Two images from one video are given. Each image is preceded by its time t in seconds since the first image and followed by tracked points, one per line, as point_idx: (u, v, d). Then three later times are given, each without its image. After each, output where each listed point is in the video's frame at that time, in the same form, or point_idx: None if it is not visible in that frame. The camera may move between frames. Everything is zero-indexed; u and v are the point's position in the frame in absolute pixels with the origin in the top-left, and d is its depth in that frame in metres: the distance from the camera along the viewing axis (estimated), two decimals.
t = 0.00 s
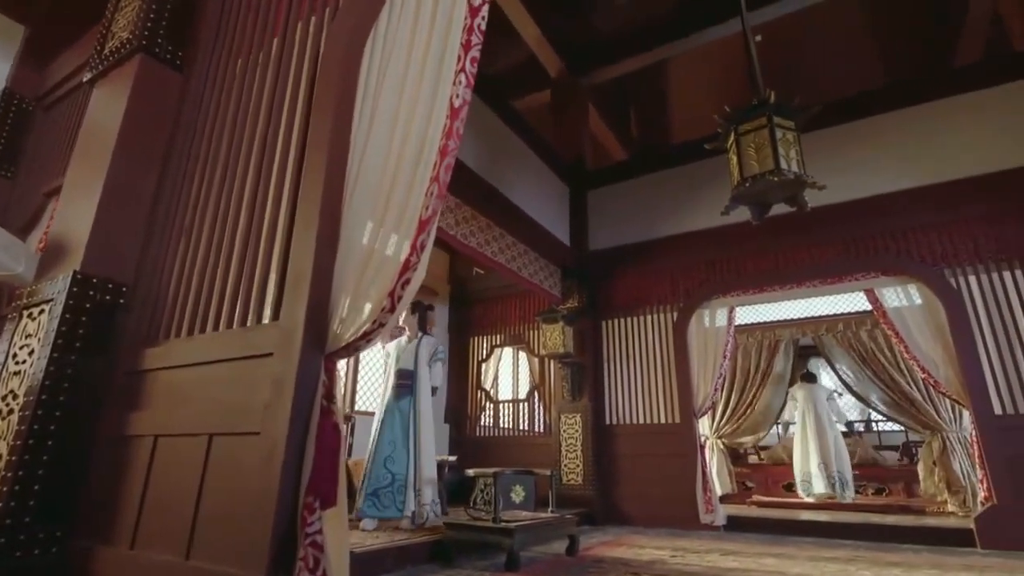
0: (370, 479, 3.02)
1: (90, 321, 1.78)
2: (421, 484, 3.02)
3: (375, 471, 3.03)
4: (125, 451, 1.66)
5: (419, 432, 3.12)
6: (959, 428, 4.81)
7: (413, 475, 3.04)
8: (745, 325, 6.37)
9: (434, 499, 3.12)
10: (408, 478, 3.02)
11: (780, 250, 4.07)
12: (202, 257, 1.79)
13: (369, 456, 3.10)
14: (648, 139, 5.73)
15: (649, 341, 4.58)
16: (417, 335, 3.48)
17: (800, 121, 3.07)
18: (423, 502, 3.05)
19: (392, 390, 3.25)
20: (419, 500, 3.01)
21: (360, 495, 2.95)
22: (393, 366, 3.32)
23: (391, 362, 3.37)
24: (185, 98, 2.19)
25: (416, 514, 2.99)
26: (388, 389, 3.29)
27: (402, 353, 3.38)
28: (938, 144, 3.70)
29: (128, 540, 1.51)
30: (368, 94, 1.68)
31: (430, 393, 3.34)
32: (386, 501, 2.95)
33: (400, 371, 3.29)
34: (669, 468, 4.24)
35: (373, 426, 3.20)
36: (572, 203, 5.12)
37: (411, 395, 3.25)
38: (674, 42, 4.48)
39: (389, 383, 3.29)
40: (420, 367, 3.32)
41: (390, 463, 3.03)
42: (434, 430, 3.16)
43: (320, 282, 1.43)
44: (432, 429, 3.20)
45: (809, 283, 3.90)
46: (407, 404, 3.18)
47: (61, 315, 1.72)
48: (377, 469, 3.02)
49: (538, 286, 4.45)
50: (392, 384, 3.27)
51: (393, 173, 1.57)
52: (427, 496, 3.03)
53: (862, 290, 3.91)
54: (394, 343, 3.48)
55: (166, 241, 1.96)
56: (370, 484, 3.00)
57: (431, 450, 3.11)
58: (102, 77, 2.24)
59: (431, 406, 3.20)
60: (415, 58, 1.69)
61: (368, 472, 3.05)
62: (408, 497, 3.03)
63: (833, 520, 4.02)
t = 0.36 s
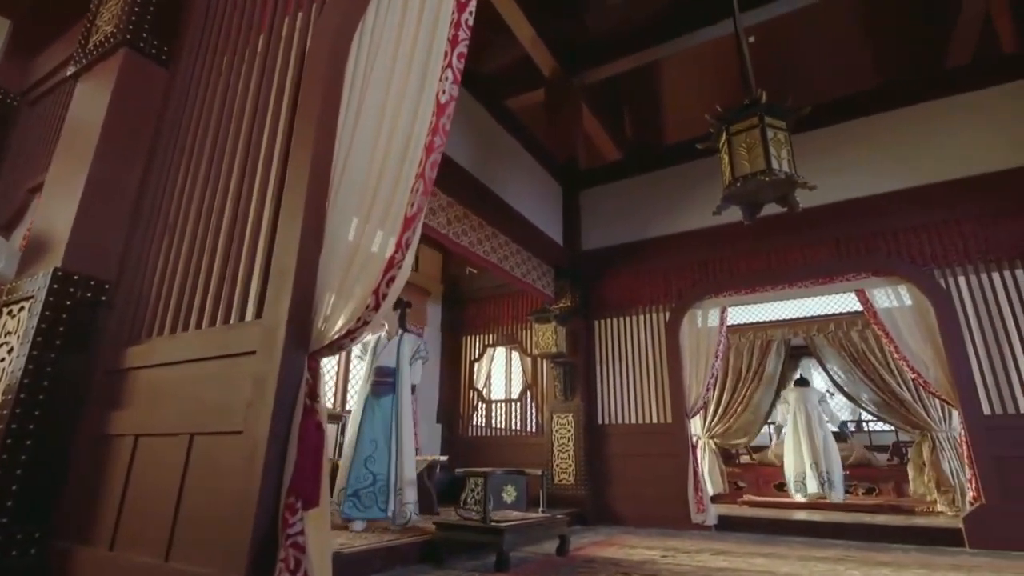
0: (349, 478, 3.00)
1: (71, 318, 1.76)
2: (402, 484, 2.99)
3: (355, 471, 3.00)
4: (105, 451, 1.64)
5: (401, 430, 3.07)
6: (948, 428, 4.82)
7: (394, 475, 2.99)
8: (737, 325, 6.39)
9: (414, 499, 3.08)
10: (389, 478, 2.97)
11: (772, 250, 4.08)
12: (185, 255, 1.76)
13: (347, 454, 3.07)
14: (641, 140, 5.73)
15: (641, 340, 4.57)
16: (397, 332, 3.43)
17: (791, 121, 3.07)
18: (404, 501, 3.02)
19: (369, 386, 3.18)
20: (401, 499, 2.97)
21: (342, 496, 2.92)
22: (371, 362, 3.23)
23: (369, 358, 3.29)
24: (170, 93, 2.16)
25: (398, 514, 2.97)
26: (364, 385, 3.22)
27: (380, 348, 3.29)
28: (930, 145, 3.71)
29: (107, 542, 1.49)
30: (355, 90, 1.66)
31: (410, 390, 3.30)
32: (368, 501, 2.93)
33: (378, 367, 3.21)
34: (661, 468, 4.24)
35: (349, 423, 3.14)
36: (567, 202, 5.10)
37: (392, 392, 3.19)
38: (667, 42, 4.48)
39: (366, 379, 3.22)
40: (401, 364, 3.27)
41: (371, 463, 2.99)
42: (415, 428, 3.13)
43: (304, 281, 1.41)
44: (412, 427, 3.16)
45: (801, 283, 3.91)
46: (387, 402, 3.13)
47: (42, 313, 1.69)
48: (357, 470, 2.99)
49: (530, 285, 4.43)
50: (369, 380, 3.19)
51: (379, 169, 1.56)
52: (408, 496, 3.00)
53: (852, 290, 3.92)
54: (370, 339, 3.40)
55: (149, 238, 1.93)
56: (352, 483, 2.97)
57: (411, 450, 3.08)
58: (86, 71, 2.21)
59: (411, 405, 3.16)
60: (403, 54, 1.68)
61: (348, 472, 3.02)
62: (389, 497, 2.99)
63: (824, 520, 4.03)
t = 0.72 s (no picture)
0: (336, 479, 2.87)
1: (53, 316, 1.73)
2: (395, 483, 3.00)
3: (347, 471, 2.89)
4: (86, 452, 1.61)
5: (390, 430, 3.09)
6: (940, 427, 4.81)
7: (387, 474, 2.98)
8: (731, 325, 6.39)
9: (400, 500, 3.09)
10: (384, 477, 2.96)
11: (766, 250, 4.08)
12: (169, 252, 1.74)
13: (332, 455, 2.92)
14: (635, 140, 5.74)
15: (635, 340, 4.57)
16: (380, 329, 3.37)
17: (783, 121, 3.07)
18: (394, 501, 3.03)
19: (355, 385, 3.10)
20: (394, 499, 2.99)
21: (335, 498, 2.80)
22: (356, 361, 3.16)
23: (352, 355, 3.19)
24: (156, 89, 2.14)
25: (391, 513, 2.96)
26: (348, 384, 3.12)
27: (364, 347, 3.23)
28: (922, 145, 3.72)
29: (87, 544, 1.46)
30: (342, 86, 1.64)
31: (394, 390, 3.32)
32: (362, 502, 2.86)
33: (365, 366, 3.16)
34: (654, 467, 4.23)
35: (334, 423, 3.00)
36: (561, 202, 5.11)
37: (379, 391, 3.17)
38: (661, 41, 4.48)
39: (351, 378, 3.12)
40: (387, 364, 3.27)
41: (364, 462, 2.92)
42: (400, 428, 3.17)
43: (288, 278, 1.39)
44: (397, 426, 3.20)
45: (794, 283, 3.91)
46: (375, 401, 3.08)
47: (23, 311, 1.67)
48: (349, 470, 2.88)
49: (523, 284, 4.41)
50: (355, 378, 3.11)
51: (365, 165, 1.54)
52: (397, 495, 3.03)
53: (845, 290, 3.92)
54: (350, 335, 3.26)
55: (134, 236, 1.90)
56: (343, 484, 2.87)
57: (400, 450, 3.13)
58: (71, 66, 2.19)
59: (398, 406, 3.19)
60: (390, 49, 1.66)
61: (339, 472, 2.88)
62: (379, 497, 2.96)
63: (816, 520, 4.03)
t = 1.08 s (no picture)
0: (340, 481, 2.80)
1: (38, 314, 1.72)
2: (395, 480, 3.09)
3: (354, 473, 2.87)
4: (69, 451, 1.59)
5: (387, 428, 3.13)
6: (936, 427, 4.87)
7: (389, 472, 3.05)
8: (727, 325, 6.39)
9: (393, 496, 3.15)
10: (388, 475, 3.03)
11: (760, 249, 4.08)
12: (155, 248, 1.72)
13: (334, 456, 2.81)
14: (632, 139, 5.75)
15: (631, 339, 4.55)
16: (369, 327, 3.30)
17: (778, 120, 3.06)
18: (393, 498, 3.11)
19: (352, 384, 3.03)
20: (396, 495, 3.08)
21: (347, 500, 2.78)
22: (352, 359, 3.08)
23: (344, 353, 3.08)
24: (144, 83, 2.12)
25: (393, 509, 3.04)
26: (343, 382, 3.02)
27: (358, 345, 3.17)
28: (916, 145, 3.71)
29: (70, 545, 1.44)
30: (330, 81, 1.62)
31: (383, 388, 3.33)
32: (370, 501, 2.91)
33: (360, 365, 3.11)
34: (650, 467, 4.22)
35: (335, 423, 2.88)
36: (557, 201, 5.08)
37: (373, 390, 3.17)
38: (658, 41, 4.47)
39: (346, 376, 3.03)
40: (379, 362, 3.26)
41: (370, 463, 2.95)
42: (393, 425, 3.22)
43: (274, 275, 1.37)
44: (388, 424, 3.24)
45: (790, 282, 3.90)
46: (372, 401, 3.08)
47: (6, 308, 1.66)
48: (356, 471, 2.87)
49: (519, 283, 4.39)
50: (352, 377, 3.04)
51: (353, 161, 1.52)
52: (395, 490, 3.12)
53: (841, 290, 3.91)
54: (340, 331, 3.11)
55: (120, 233, 1.88)
56: (352, 485, 2.85)
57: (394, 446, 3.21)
58: (58, 61, 2.17)
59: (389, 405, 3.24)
60: (379, 44, 1.65)
61: (346, 473, 2.84)
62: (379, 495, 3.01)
63: (811, 519, 4.03)
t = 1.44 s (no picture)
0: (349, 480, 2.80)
1: (24, 311, 1.70)
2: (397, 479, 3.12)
3: (362, 472, 2.88)
4: (55, 451, 1.58)
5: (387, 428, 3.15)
6: (932, 426, 4.89)
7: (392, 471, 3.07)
8: (724, 325, 6.36)
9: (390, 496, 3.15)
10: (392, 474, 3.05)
11: (757, 248, 4.07)
12: (144, 245, 1.70)
13: (343, 456, 2.81)
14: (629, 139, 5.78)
15: (628, 338, 4.54)
16: (367, 327, 3.28)
17: (774, 118, 3.05)
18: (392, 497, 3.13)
19: (356, 384, 3.03)
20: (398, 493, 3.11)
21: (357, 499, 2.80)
22: (357, 359, 3.08)
23: (346, 352, 3.06)
24: (134, 79, 2.10)
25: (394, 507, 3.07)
26: (346, 382, 3.01)
27: (361, 345, 3.16)
28: (912, 145, 3.71)
29: (55, 545, 1.42)
30: (320, 76, 1.60)
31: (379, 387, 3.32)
32: (376, 499, 2.93)
33: (364, 365, 3.11)
34: (646, 466, 4.21)
35: (343, 422, 2.86)
36: (554, 203, 4.96)
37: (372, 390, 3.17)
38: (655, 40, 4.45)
39: (352, 376, 3.02)
40: (378, 362, 3.26)
41: (375, 462, 2.97)
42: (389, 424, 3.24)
43: (261, 273, 1.35)
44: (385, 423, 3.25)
45: (787, 281, 3.89)
46: (374, 402, 3.10)
47: None
48: (363, 470, 2.89)
49: (516, 282, 4.38)
50: (357, 377, 3.04)
51: (343, 158, 1.51)
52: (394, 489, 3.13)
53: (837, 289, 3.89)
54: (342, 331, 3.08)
55: (109, 230, 1.86)
56: (360, 484, 2.86)
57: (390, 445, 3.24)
58: (48, 57, 2.15)
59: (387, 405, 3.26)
60: (369, 39, 1.63)
61: (355, 473, 2.85)
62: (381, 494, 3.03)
63: (807, 518, 4.02)
